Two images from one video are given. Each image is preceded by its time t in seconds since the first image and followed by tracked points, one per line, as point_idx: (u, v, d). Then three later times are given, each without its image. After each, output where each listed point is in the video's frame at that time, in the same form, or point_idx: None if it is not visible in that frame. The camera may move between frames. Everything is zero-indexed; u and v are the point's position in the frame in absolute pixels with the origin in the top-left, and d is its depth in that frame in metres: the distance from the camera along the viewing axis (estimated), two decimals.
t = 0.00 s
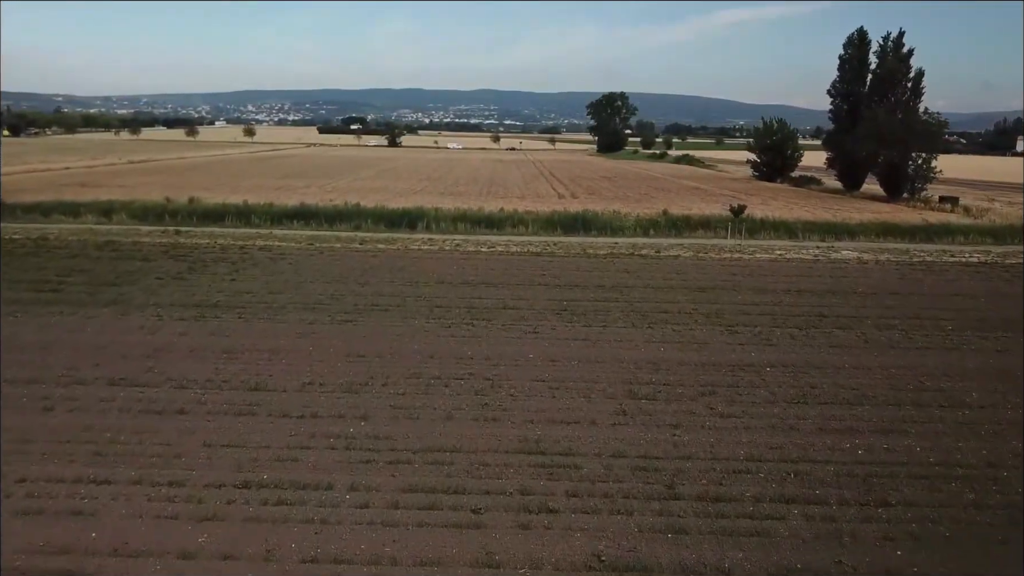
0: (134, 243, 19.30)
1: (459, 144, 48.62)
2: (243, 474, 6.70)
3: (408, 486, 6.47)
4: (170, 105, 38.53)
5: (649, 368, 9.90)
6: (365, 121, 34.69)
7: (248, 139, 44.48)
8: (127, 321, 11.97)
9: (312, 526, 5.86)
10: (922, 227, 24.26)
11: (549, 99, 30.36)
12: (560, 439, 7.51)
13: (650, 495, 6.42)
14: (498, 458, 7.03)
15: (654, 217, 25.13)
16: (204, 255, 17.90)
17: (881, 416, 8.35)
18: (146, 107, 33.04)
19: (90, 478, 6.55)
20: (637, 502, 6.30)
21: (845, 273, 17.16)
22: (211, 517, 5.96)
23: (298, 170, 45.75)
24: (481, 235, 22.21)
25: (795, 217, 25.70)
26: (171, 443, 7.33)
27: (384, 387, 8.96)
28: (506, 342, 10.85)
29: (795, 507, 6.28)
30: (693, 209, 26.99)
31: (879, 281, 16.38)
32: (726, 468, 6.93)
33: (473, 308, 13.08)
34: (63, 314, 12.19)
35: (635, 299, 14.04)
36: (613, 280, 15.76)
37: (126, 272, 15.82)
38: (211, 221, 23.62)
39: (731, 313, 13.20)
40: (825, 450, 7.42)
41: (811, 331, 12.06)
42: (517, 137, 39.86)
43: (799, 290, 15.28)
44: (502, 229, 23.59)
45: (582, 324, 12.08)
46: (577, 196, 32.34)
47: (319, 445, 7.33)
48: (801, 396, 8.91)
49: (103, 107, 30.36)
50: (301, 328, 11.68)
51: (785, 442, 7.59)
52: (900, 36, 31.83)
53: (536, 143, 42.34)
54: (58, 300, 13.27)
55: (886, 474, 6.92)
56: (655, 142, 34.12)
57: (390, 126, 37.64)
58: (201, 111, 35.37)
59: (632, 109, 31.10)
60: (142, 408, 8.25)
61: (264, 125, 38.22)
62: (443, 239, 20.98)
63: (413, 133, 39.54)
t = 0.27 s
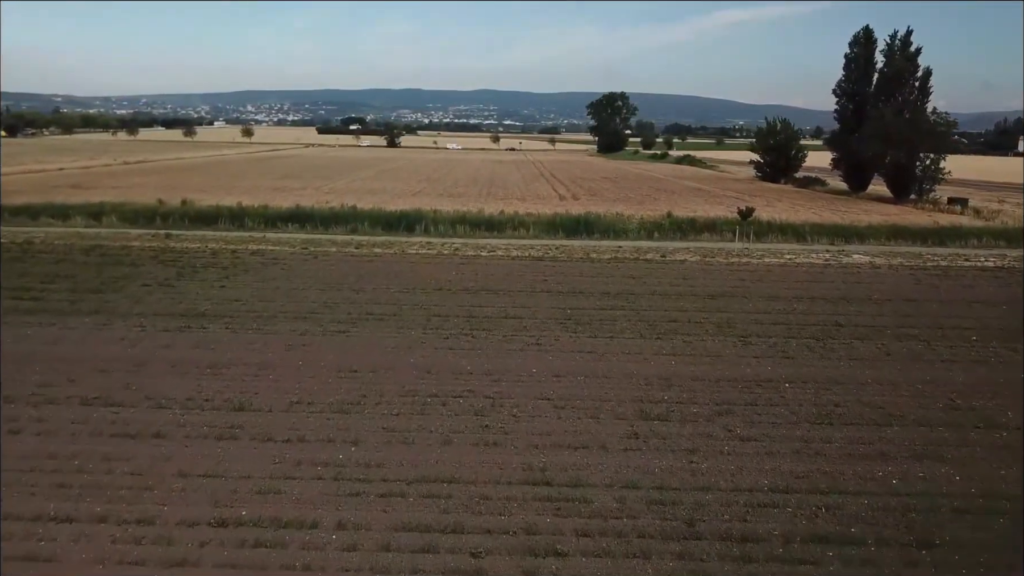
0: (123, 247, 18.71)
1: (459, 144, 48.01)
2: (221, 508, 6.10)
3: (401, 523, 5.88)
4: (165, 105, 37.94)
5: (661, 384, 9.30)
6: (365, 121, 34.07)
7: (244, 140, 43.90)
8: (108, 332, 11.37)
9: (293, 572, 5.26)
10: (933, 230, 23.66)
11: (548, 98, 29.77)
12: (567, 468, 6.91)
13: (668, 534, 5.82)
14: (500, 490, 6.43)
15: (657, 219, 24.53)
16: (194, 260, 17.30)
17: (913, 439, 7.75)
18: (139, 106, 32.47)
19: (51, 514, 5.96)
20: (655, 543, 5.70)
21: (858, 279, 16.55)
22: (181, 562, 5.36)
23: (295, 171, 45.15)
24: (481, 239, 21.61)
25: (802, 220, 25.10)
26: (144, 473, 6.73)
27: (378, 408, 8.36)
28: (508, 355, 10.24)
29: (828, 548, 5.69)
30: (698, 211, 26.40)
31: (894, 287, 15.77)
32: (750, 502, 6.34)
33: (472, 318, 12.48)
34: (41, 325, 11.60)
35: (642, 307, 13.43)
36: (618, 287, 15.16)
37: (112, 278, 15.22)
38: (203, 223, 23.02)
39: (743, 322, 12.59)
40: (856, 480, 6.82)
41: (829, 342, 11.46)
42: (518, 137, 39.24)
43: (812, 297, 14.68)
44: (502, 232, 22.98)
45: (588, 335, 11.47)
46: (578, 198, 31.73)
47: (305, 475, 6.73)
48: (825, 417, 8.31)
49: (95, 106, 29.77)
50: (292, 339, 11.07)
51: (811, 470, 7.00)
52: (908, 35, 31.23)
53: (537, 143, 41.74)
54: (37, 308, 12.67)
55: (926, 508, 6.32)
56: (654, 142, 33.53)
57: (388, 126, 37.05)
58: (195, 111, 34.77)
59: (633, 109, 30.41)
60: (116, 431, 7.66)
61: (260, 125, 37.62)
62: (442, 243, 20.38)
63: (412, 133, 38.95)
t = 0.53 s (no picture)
0: (113, 250, 18.22)
1: (459, 144, 47.55)
2: (202, 540, 5.65)
3: (394, 557, 5.41)
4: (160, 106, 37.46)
5: (670, 398, 8.84)
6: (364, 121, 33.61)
7: (242, 140, 43.45)
8: (92, 341, 10.89)
9: None
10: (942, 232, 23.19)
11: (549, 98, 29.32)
12: (574, 493, 6.45)
13: (684, 570, 5.36)
14: (502, 519, 5.96)
15: (661, 221, 24.09)
16: (185, 264, 16.83)
17: (941, 459, 7.28)
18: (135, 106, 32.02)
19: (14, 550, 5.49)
20: None
21: (869, 283, 16.09)
22: None
23: (293, 171, 44.67)
24: (480, 241, 21.13)
25: (808, 221, 24.62)
26: (118, 499, 6.25)
27: (372, 425, 7.89)
28: (510, 366, 9.77)
29: None
30: (702, 213, 25.96)
31: (907, 292, 15.32)
32: (771, 532, 5.88)
33: (472, 325, 12.01)
34: (22, 333, 11.12)
35: (648, 313, 12.96)
36: (623, 292, 14.71)
37: (100, 282, 14.75)
38: (197, 225, 22.54)
39: (752, 329, 12.13)
40: (884, 506, 6.35)
41: (844, 351, 11.00)
42: (518, 137, 38.80)
43: (823, 303, 14.22)
44: (502, 234, 22.51)
45: (592, 344, 11.00)
46: (579, 199, 31.24)
47: (292, 501, 6.26)
48: (845, 434, 7.84)
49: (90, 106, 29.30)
50: (283, 349, 10.60)
51: (835, 494, 6.53)
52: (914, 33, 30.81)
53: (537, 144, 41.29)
54: (20, 315, 12.19)
55: (962, 538, 5.86)
56: (654, 142, 33.07)
57: (386, 126, 36.58)
58: (191, 111, 34.31)
59: (633, 109, 29.62)
60: (92, 451, 7.19)
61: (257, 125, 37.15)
62: (440, 246, 19.91)
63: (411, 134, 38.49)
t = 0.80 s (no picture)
0: (101, 253, 17.68)
1: (458, 144, 47.07)
2: None
3: None
4: (155, 106, 36.93)
5: (681, 414, 8.31)
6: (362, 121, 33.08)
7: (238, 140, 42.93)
8: (70, 351, 10.35)
9: None
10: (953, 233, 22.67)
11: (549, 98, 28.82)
12: (582, 526, 5.91)
13: None
14: (504, 558, 5.42)
15: (665, 223, 23.57)
16: (175, 268, 16.29)
17: (977, 484, 6.76)
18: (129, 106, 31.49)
19: None
20: None
21: (881, 288, 15.56)
22: None
23: (291, 172, 44.15)
24: (480, 244, 20.59)
25: (815, 223, 24.09)
26: (82, 535, 5.71)
27: (364, 446, 7.36)
28: (511, 380, 9.22)
29: None
30: (706, 215, 25.44)
31: (922, 297, 14.81)
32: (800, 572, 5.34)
33: (471, 334, 11.47)
34: None
35: (655, 321, 12.42)
36: (627, 298, 14.18)
37: (85, 289, 14.21)
38: (190, 228, 22.02)
39: (764, 338, 11.61)
40: (920, 540, 5.82)
41: (862, 361, 10.47)
42: (518, 137, 38.30)
43: (835, 309, 13.70)
44: (502, 236, 21.98)
45: (598, 355, 10.46)
46: (581, 200, 30.72)
47: (274, 536, 5.72)
48: (871, 455, 7.31)
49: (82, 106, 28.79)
50: (272, 360, 10.07)
51: (866, 527, 6.00)
52: (920, 31, 30.35)
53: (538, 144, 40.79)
54: None
55: None
56: (656, 142, 32.54)
57: (384, 126, 36.07)
58: (187, 111, 33.78)
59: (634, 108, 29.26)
60: (59, 478, 6.64)
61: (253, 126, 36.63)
62: (438, 249, 19.39)
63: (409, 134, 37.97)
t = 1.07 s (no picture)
0: (88, 258, 17.12)
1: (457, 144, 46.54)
2: None
3: None
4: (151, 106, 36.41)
5: (695, 433, 7.77)
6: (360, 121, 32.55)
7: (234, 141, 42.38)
8: (45, 365, 9.80)
9: None
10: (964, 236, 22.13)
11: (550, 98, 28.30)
12: (591, 566, 5.37)
13: None
14: None
15: (669, 225, 23.07)
16: (164, 273, 15.76)
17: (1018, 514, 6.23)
18: (126, 106, 30.94)
19: None
20: None
21: (895, 294, 15.03)
22: None
23: (288, 173, 43.58)
24: (479, 247, 20.05)
25: (822, 225, 23.56)
26: None
27: (354, 470, 6.82)
28: (512, 396, 8.68)
29: None
30: (710, 217, 24.93)
31: (938, 303, 14.28)
32: None
33: (470, 343, 10.93)
34: None
35: (663, 330, 11.88)
36: (633, 304, 13.65)
37: (68, 296, 13.66)
38: (182, 231, 21.48)
39: (777, 348, 11.08)
40: None
41: (882, 373, 9.94)
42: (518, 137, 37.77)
43: (849, 316, 13.17)
44: (502, 239, 21.45)
45: (603, 367, 9.92)
46: (582, 201, 30.18)
47: None
48: (902, 481, 6.78)
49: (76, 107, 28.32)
50: (260, 373, 9.55)
51: (902, 566, 5.47)
52: (927, 30, 29.85)
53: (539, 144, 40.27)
54: None
55: None
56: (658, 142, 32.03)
57: (382, 126, 35.55)
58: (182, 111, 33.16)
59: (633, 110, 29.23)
60: (21, 509, 6.11)
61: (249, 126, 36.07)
62: (436, 252, 18.88)
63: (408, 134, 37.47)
